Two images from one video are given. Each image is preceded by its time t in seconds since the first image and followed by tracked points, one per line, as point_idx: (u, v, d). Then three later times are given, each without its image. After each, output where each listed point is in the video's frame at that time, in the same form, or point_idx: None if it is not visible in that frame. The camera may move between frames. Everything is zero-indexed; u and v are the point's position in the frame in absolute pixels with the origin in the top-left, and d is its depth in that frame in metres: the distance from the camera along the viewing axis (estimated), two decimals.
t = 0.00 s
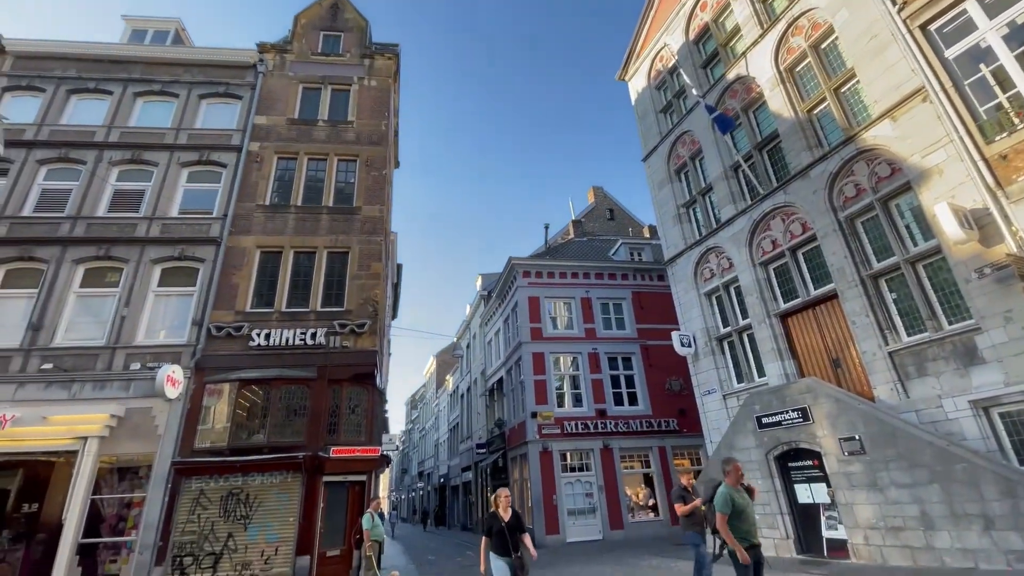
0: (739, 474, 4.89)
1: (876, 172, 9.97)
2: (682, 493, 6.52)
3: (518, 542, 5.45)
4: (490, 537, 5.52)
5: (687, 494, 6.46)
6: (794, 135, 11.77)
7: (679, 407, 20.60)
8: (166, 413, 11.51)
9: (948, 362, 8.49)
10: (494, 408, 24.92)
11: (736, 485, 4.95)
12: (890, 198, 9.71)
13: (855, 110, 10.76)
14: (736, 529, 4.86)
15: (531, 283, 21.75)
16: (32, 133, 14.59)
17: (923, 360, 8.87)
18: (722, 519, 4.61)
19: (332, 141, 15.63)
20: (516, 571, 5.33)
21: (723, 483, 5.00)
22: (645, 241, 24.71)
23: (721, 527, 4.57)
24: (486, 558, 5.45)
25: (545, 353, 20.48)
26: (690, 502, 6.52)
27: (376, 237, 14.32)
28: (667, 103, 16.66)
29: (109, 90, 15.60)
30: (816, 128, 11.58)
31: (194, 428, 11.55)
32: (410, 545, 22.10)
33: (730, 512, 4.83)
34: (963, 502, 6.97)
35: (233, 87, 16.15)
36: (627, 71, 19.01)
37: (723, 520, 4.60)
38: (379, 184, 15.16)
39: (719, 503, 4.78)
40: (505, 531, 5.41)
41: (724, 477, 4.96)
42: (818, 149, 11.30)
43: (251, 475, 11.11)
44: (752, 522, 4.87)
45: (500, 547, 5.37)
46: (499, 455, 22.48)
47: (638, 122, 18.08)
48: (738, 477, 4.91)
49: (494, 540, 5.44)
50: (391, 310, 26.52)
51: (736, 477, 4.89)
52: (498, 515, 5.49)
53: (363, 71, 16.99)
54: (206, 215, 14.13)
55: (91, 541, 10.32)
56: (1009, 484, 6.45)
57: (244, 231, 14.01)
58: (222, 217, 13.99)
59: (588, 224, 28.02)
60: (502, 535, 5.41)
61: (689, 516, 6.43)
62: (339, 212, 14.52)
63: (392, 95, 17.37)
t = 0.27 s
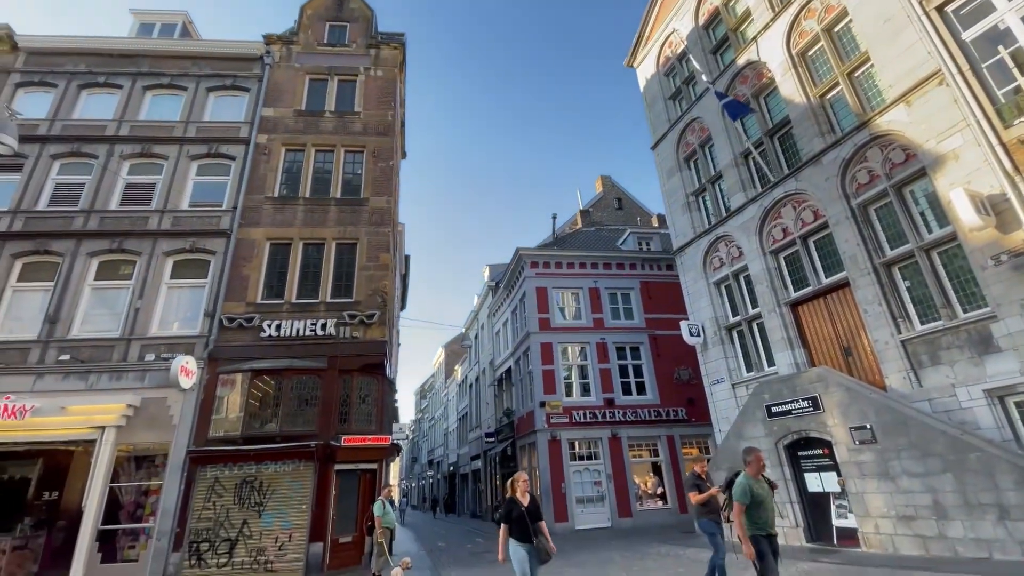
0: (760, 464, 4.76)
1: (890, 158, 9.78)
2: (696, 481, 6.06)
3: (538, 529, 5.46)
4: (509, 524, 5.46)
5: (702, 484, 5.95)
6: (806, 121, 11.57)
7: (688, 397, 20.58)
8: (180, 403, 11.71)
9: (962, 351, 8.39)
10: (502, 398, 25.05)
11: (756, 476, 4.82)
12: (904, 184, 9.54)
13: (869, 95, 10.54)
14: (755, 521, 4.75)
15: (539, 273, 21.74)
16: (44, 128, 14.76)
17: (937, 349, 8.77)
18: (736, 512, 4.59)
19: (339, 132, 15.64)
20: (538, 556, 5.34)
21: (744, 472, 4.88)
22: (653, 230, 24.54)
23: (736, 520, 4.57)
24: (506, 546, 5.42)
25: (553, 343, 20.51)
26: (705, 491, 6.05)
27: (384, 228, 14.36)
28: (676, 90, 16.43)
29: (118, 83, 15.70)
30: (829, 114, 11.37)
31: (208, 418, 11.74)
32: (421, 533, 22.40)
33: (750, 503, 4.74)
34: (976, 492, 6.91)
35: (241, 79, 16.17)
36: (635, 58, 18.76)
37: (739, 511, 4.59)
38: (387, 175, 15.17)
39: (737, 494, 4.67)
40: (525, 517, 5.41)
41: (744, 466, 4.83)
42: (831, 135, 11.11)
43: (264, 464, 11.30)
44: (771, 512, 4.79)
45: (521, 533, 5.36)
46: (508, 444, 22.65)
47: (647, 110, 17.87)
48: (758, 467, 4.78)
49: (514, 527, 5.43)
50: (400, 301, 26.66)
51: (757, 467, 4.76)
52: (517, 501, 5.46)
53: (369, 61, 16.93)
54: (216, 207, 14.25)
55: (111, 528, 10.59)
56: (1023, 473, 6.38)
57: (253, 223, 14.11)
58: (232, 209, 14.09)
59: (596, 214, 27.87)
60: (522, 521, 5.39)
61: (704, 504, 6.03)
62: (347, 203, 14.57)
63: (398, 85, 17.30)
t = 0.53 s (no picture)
0: (776, 455, 4.74)
1: (904, 146, 9.61)
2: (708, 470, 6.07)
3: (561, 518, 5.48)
4: (533, 514, 5.43)
5: (715, 472, 5.95)
6: (818, 109, 11.39)
7: (697, 388, 20.54)
8: (194, 395, 11.89)
9: (976, 341, 8.28)
10: (511, 389, 25.15)
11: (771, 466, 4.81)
12: (917, 172, 9.39)
13: (882, 81, 10.34)
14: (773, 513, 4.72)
15: (547, 265, 21.71)
16: (55, 124, 14.90)
17: (950, 339, 8.67)
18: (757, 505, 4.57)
19: (346, 125, 15.64)
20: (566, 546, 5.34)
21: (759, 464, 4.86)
22: (661, 221, 24.37)
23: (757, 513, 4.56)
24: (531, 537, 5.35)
25: (561, 335, 20.53)
26: (718, 479, 6.04)
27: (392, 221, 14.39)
28: (685, 79, 16.22)
29: (127, 79, 15.78)
30: (841, 101, 11.18)
31: (221, 410, 11.91)
32: (431, 523, 22.65)
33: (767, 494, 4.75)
34: (989, 482, 6.86)
35: (248, 73, 16.19)
36: (643, 47, 18.54)
37: (759, 505, 4.57)
38: (394, 168, 15.18)
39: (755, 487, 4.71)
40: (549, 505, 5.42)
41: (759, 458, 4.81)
42: (843, 123, 10.93)
43: (277, 455, 11.45)
44: (791, 504, 4.73)
45: (546, 523, 5.37)
46: (517, 436, 22.78)
47: (655, 99, 17.67)
48: (775, 458, 4.76)
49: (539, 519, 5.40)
50: (408, 293, 26.77)
51: (773, 458, 4.75)
52: (541, 492, 5.51)
53: (375, 53, 16.86)
54: (226, 201, 14.35)
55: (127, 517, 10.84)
56: None
57: (262, 217, 14.20)
58: (241, 203, 14.18)
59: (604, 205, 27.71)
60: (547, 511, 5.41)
61: (717, 494, 6.03)
62: (355, 196, 14.61)
63: (404, 76, 17.24)
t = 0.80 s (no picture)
0: (797, 441, 4.65)
1: (917, 134, 9.45)
2: (724, 463, 6.16)
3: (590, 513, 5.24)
4: (561, 509, 5.14)
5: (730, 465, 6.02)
6: (830, 98, 11.22)
7: (706, 380, 20.48)
8: (207, 389, 12.05)
9: (991, 332, 8.18)
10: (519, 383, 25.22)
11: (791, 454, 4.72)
12: (932, 161, 9.24)
13: (896, 68, 10.15)
14: (797, 502, 4.71)
15: (555, 259, 21.67)
16: (66, 122, 15.04)
17: (964, 330, 8.57)
18: (785, 491, 4.45)
19: (353, 120, 15.66)
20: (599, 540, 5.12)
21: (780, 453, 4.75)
22: (670, 213, 24.21)
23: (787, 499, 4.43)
24: (560, 534, 5.07)
25: (569, 329, 20.53)
26: (733, 473, 6.10)
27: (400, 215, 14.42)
28: (693, 69, 16.04)
29: (136, 76, 15.88)
30: (854, 90, 11.01)
31: (233, 403, 12.06)
32: (441, 514, 22.85)
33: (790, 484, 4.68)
34: (1003, 474, 6.80)
35: (255, 69, 16.23)
36: (651, 37, 18.34)
37: (786, 494, 4.45)
38: (402, 162, 15.19)
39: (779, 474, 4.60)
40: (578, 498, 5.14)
41: (779, 445, 4.74)
42: (855, 112, 10.76)
43: (289, 448, 11.60)
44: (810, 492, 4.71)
45: (578, 515, 5.09)
46: (526, 428, 22.86)
47: (664, 90, 17.50)
48: (795, 445, 4.68)
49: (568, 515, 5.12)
50: (416, 288, 26.87)
51: (794, 445, 4.65)
52: (569, 484, 5.14)
53: (381, 47, 16.83)
54: (235, 197, 14.44)
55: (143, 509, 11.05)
56: None
57: (271, 212, 14.29)
58: (250, 199, 14.26)
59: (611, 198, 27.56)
60: (575, 505, 5.10)
61: (732, 487, 6.07)
62: (363, 191, 14.65)
63: (410, 70, 17.20)
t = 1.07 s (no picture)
0: (827, 438, 4.33)
1: (930, 125, 9.31)
2: (739, 456, 6.22)
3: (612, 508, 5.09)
4: (579, 501, 5.08)
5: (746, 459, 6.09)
6: (840, 89, 11.07)
7: (714, 375, 20.41)
8: (217, 385, 12.19)
9: (1004, 325, 8.07)
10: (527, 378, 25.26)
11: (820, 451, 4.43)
12: (944, 152, 9.10)
13: (908, 58, 9.99)
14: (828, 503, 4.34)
15: (562, 254, 21.64)
16: (76, 122, 15.18)
17: (978, 323, 8.46)
18: (814, 489, 4.12)
19: (359, 117, 15.68)
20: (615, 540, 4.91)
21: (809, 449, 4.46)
22: (677, 207, 24.06)
23: (818, 498, 4.08)
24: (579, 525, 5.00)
25: (576, 324, 20.51)
26: (750, 466, 6.15)
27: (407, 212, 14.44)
28: (701, 61, 15.88)
29: (144, 75, 15.99)
30: (864, 80, 10.85)
31: (244, 399, 12.19)
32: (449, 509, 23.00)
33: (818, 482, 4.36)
34: (1016, 469, 6.72)
35: (261, 66, 16.28)
36: (658, 30, 18.19)
37: (816, 493, 4.10)
38: (408, 159, 15.20)
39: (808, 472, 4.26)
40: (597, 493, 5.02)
41: (810, 442, 4.44)
42: (866, 103, 10.61)
43: (299, 443, 11.71)
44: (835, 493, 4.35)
45: (597, 507, 4.97)
46: (533, 424, 22.92)
47: (671, 83, 17.35)
48: (824, 441, 4.37)
49: (587, 507, 5.01)
50: (424, 284, 26.96)
51: (824, 441, 4.35)
52: (590, 478, 5.11)
53: (386, 43, 16.82)
54: (243, 195, 14.53)
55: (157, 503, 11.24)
56: None
57: (279, 210, 14.37)
58: (258, 197, 14.35)
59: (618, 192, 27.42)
60: (595, 498, 5.01)
61: (747, 481, 6.14)
62: (369, 187, 14.69)
63: (416, 66, 17.18)
